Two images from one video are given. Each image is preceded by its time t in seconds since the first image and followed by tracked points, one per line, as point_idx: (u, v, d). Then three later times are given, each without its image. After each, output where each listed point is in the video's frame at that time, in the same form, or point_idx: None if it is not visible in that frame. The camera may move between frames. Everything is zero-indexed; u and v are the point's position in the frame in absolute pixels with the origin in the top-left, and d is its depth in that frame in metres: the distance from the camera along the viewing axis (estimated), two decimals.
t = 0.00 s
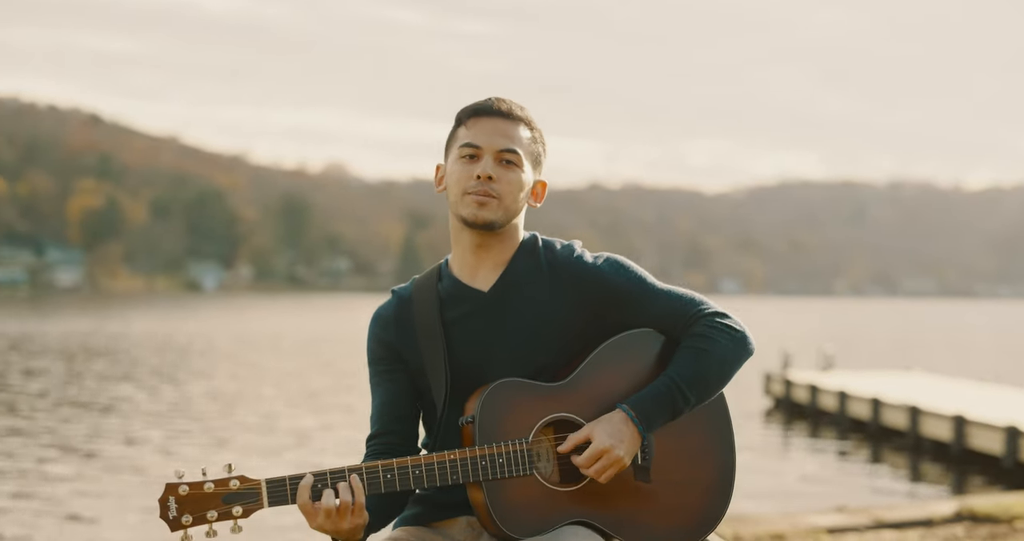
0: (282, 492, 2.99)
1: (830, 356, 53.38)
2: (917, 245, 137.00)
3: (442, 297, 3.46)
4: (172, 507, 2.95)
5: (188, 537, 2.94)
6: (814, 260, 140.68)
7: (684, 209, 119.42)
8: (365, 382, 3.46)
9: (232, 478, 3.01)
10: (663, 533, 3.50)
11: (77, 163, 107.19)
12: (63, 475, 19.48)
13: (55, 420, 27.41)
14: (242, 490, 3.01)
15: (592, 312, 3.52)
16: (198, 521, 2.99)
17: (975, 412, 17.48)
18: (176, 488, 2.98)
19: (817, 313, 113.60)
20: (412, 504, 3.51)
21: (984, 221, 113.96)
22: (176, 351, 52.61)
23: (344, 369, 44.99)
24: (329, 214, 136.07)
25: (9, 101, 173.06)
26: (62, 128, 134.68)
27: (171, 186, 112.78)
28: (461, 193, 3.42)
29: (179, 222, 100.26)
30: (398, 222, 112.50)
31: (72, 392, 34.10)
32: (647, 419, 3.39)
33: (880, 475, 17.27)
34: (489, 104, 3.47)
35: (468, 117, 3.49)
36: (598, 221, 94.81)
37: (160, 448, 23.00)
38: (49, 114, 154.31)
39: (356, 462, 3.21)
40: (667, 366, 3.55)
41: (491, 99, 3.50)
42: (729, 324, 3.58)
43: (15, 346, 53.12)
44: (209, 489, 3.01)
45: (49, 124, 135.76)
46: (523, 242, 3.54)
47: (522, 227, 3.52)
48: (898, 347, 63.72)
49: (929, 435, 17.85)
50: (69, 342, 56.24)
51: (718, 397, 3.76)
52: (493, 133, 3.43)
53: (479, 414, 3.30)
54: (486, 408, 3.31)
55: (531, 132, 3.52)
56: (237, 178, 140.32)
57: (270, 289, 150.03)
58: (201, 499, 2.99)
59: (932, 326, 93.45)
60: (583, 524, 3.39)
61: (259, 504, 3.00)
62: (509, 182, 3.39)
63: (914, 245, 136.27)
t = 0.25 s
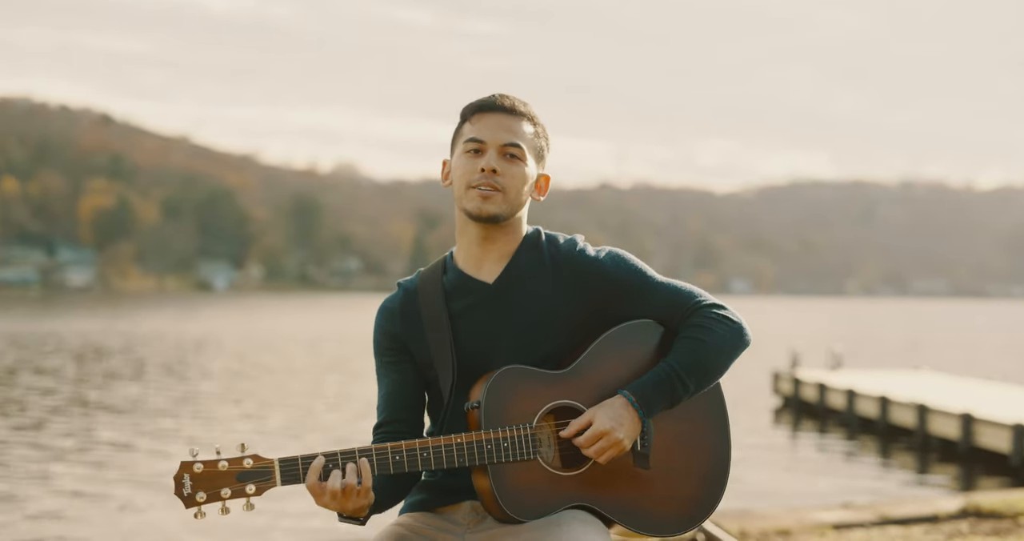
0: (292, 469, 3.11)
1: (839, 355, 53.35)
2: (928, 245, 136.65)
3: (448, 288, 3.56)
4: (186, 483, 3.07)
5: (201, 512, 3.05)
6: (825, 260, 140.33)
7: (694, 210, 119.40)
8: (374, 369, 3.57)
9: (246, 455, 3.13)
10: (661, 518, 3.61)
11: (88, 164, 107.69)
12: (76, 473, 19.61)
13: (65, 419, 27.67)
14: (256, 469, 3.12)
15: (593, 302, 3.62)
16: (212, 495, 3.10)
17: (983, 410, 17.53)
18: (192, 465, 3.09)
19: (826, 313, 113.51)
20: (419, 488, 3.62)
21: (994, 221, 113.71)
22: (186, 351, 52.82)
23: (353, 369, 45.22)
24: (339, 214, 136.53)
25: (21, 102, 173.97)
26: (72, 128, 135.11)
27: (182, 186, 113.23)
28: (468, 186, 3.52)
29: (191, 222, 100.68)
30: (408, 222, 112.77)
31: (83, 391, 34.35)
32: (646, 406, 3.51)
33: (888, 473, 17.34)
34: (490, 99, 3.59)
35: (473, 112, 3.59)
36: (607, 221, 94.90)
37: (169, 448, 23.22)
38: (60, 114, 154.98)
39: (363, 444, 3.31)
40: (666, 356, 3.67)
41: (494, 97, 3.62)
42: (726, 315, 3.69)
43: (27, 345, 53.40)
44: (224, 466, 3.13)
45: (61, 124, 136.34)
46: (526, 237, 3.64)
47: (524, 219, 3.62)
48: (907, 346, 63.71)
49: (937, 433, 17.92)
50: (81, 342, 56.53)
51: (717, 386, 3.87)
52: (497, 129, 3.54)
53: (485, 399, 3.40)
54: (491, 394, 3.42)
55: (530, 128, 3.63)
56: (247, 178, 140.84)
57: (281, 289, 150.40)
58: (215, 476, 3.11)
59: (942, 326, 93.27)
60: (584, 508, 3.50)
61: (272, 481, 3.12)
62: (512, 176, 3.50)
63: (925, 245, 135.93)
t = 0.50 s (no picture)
0: (308, 445, 3.20)
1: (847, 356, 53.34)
2: (939, 245, 136.12)
3: (453, 283, 3.66)
4: (207, 457, 3.15)
5: (221, 485, 3.14)
6: (834, 261, 140.18)
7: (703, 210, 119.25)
8: (381, 356, 3.66)
9: (265, 431, 3.23)
10: (660, 509, 3.70)
11: (99, 165, 108.12)
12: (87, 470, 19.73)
13: (77, 418, 27.87)
14: (274, 446, 3.23)
15: (592, 297, 3.72)
16: (232, 469, 3.20)
17: (990, 410, 17.56)
18: (212, 439, 3.19)
19: (836, 313, 113.24)
20: (426, 472, 3.72)
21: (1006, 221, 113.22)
22: (196, 351, 53.05)
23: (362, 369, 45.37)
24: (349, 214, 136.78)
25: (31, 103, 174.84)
26: (83, 128, 135.66)
27: (192, 186, 113.66)
28: (473, 183, 3.62)
29: (201, 222, 101.03)
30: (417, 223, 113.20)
31: (94, 391, 34.57)
32: (649, 397, 3.59)
33: (895, 471, 17.38)
34: (496, 101, 3.69)
35: (480, 112, 3.69)
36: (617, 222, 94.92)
37: (180, 446, 23.40)
38: (71, 114, 155.64)
39: (372, 427, 3.40)
40: (664, 352, 3.77)
41: (500, 99, 3.72)
42: (724, 314, 3.79)
43: (38, 345, 53.71)
44: (244, 441, 3.23)
45: (72, 125, 137.10)
46: (528, 235, 3.73)
47: (527, 218, 3.71)
48: (917, 346, 63.61)
49: (944, 431, 17.93)
50: (93, 342, 56.84)
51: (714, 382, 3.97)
52: (502, 129, 3.64)
53: (492, 386, 3.50)
54: (498, 381, 3.51)
55: (536, 128, 3.73)
56: (258, 179, 141.21)
57: (290, 289, 150.90)
58: (235, 452, 3.21)
59: (953, 326, 93.00)
60: (588, 495, 3.59)
61: (289, 457, 3.21)
62: (516, 174, 3.60)
63: (936, 245, 135.40)
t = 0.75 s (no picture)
0: (309, 446, 3.31)
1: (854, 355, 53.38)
2: (949, 244, 135.70)
3: (461, 274, 3.76)
4: (209, 459, 3.29)
5: (224, 486, 3.27)
6: (842, 260, 139.90)
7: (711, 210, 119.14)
8: (388, 348, 3.80)
9: (263, 435, 3.34)
10: (660, 496, 3.80)
11: (107, 165, 108.36)
12: (96, 466, 19.90)
13: (86, 417, 28.05)
14: (272, 447, 3.33)
15: (594, 288, 3.82)
16: (235, 471, 3.33)
17: (996, 407, 17.61)
18: (215, 443, 3.32)
19: (845, 313, 112.98)
20: (430, 462, 3.83)
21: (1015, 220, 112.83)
22: (205, 351, 53.25)
23: (370, 369, 45.51)
24: (356, 214, 136.88)
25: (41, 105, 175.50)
26: (92, 128, 136.06)
27: (201, 186, 113.84)
28: (481, 172, 3.74)
29: (209, 221, 101.24)
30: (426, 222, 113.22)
31: (103, 390, 34.75)
32: (643, 387, 3.70)
33: (901, 469, 17.44)
34: (507, 97, 3.80)
35: (490, 106, 3.80)
36: (625, 221, 94.84)
37: (189, 444, 23.58)
38: (81, 114, 156.26)
39: (376, 422, 3.52)
40: (666, 340, 3.86)
41: (510, 94, 3.82)
42: (723, 303, 3.88)
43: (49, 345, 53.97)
44: (245, 443, 3.35)
45: (82, 125, 137.52)
46: (534, 227, 3.84)
47: (534, 210, 3.82)
48: (925, 346, 63.52)
49: (950, 430, 18.01)
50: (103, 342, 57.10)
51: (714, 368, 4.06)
52: (510, 123, 3.75)
53: (491, 379, 3.61)
54: (500, 375, 3.62)
55: (544, 122, 3.84)
56: (266, 179, 141.47)
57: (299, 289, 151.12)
58: (235, 455, 3.33)
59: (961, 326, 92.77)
60: (586, 482, 3.69)
61: (287, 458, 3.32)
62: (525, 166, 3.70)
63: (946, 244, 134.97)
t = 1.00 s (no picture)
0: (307, 440, 3.43)
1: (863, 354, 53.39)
2: (960, 244, 135.14)
3: (467, 270, 3.89)
4: (213, 453, 3.42)
5: (227, 478, 3.41)
6: (853, 259, 139.51)
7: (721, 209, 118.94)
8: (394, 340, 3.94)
9: (263, 429, 3.46)
10: (656, 484, 3.90)
11: (117, 165, 108.68)
12: (106, 463, 20.07)
13: (98, 416, 28.28)
14: (272, 440, 3.44)
15: (596, 280, 3.92)
16: (237, 464, 3.45)
17: (1003, 406, 17.66)
18: (218, 439, 3.44)
19: (855, 313, 112.66)
20: (435, 454, 3.94)
21: None
22: (214, 350, 53.54)
23: (379, 368, 45.65)
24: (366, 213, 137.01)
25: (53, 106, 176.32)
26: (103, 129, 136.54)
27: (210, 186, 114.06)
28: (486, 169, 3.86)
29: (219, 221, 101.47)
30: (435, 222, 113.60)
31: (114, 390, 34.96)
32: (636, 378, 3.80)
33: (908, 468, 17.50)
34: (513, 97, 3.90)
35: (497, 108, 3.91)
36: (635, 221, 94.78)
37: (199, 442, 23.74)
38: (93, 114, 156.92)
39: (377, 415, 3.64)
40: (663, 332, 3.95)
41: (515, 93, 3.93)
42: (719, 296, 3.97)
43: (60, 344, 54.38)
44: (246, 438, 3.46)
45: (92, 125, 138.24)
46: (539, 223, 3.94)
47: (538, 206, 3.92)
48: (936, 346, 63.35)
49: (957, 429, 18.06)
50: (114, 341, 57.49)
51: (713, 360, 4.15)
52: (516, 121, 3.85)
53: (488, 373, 3.71)
54: (499, 365, 3.73)
55: (550, 120, 3.93)
56: (276, 179, 141.68)
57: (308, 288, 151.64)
58: (239, 446, 3.45)
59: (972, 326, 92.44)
60: (585, 472, 3.80)
61: (286, 450, 3.44)
62: (528, 164, 3.82)
63: (957, 244, 134.43)
